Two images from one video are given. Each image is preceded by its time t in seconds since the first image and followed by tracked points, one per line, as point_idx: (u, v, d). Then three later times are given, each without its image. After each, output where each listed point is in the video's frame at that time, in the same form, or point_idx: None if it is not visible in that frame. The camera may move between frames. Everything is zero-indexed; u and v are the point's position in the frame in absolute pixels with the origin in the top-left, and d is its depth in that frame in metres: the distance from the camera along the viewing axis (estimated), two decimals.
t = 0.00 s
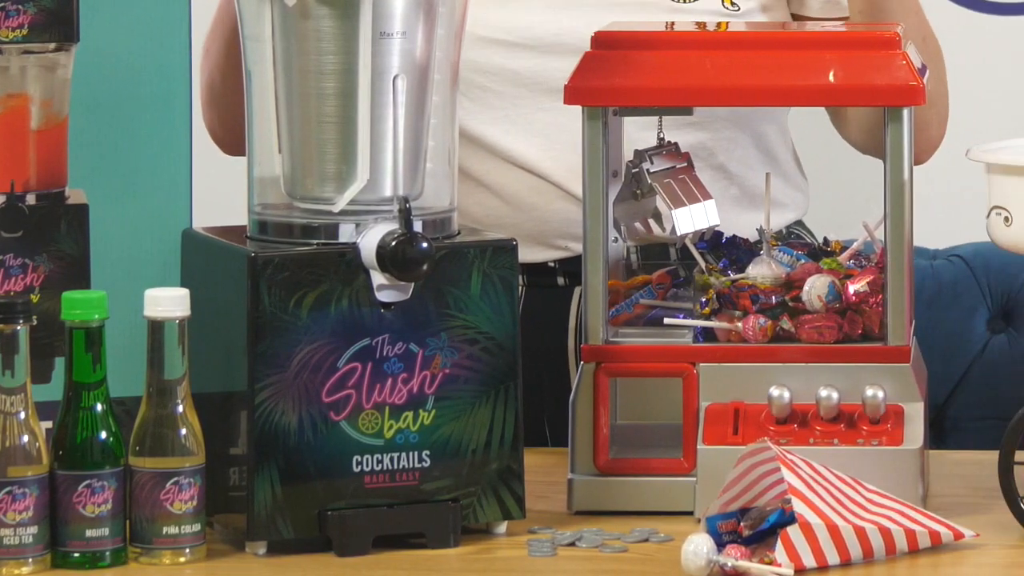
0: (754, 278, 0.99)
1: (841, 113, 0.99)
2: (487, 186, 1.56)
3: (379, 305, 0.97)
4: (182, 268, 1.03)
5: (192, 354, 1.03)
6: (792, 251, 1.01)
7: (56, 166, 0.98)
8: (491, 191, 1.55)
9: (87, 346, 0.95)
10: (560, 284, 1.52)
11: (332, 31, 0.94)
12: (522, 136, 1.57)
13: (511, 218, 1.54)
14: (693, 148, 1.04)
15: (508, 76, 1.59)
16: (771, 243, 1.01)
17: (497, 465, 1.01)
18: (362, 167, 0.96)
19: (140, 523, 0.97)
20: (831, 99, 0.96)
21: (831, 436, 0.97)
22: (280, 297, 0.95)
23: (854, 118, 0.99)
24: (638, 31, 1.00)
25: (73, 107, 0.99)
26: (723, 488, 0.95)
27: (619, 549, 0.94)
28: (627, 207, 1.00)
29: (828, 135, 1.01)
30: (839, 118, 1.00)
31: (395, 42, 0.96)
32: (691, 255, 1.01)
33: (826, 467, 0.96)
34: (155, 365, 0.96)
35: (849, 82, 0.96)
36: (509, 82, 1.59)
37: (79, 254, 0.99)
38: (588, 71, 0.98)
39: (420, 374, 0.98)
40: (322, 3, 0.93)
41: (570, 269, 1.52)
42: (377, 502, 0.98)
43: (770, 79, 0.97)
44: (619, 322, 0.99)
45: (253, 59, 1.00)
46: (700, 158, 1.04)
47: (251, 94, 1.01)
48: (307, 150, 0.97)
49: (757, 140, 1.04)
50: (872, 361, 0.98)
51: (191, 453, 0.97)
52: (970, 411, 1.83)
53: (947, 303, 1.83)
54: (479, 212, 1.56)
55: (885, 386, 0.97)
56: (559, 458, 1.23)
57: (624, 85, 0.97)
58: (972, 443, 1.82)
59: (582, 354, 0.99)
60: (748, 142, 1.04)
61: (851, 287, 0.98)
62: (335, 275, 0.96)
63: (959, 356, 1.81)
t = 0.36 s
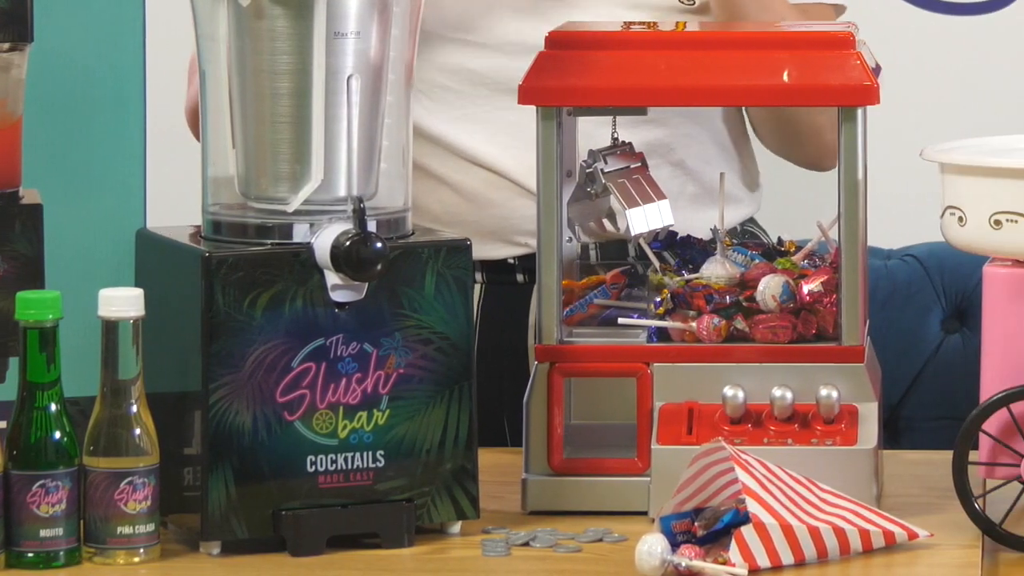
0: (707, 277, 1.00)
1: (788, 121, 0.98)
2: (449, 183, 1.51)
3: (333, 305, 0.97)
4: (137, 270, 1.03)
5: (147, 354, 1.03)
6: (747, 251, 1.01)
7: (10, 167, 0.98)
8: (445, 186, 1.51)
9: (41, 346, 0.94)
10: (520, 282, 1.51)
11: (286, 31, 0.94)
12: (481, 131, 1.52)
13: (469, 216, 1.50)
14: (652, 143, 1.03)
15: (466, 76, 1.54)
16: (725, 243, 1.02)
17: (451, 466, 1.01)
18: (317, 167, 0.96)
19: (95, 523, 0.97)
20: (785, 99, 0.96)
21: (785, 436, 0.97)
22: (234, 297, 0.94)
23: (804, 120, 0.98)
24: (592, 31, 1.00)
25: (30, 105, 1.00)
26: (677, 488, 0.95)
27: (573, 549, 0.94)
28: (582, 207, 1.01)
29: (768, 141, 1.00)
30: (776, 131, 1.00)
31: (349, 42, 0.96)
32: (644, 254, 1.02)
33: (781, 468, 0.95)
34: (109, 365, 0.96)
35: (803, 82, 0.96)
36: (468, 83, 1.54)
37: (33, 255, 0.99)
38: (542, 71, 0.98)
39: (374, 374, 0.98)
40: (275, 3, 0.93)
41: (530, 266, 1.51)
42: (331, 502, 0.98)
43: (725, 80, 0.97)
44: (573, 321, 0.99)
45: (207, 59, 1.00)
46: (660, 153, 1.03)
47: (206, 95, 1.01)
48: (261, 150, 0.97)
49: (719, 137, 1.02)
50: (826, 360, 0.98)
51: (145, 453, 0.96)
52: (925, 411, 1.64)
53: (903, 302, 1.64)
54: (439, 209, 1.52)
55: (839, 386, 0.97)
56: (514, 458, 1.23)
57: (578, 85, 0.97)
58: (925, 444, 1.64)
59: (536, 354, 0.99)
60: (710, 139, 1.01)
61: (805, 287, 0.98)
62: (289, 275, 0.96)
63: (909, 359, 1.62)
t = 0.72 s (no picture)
0: (659, 278, 1.00)
1: (753, 116, 0.99)
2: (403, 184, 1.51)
3: (284, 305, 0.96)
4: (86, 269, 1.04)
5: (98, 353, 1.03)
6: (698, 251, 1.02)
7: None
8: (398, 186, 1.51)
9: None
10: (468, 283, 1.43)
11: (237, 32, 0.94)
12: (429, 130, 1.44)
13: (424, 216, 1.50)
14: (602, 147, 1.03)
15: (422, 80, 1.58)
16: (676, 244, 1.02)
17: (402, 465, 1.01)
18: (267, 167, 0.96)
19: (45, 523, 0.97)
20: (735, 99, 0.96)
21: (736, 435, 0.97)
22: (185, 297, 0.94)
23: (764, 116, 0.98)
24: (543, 31, 0.99)
25: None
26: (628, 488, 0.95)
27: (524, 549, 0.94)
28: (533, 207, 1.01)
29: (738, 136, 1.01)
30: (748, 129, 1.01)
31: (300, 42, 0.96)
32: (595, 254, 1.03)
33: (732, 468, 0.95)
34: (59, 365, 0.96)
35: (754, 82, 0.96)
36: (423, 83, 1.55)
37: None
38: (494, 70, 0.98)
39: (325, 374, 0.98)
40: (226, 3, 0.93)
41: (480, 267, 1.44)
42: (281, 502, 0.97)
43: (676, 79, 0.97)
44: (524, 321, 0.99)
45: (158, 59, 1.00)
46: (609, 157, 1.03)
47: (156, 94, 1.01)
48: (212, 150, 0.96)
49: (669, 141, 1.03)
50: (777, 361, 0.97)
51: (96, 453, 0.96)
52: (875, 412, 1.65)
53: (854, 299, 1.67)
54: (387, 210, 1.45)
55: (790, 386, 0.97)
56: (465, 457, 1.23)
57: (528, 85, 0.97)
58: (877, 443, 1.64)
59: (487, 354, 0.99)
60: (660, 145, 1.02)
61: (756, 287, 0.98)
62: (240, 275, 0.95)
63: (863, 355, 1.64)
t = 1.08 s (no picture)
0: (607, 278, 1.00)
1: (692, 118, 1.00)
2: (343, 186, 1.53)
3: (233, 305, 0.96)
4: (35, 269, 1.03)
5: (46, 353, 1.02)
6: (646, 251, 1.03)
7: None
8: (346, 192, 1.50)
9: None
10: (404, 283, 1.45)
11: (186, 31, 0.93)
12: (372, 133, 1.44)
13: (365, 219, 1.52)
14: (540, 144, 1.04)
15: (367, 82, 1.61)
16: (624, 244, 1.03)
17: (350, 465, 1.01)
18: (215, 167, 0.96)
19: None
20: (684, 99, 0.96)
21: (685, 436, 0.97)
22: (134, 297, 0.93)
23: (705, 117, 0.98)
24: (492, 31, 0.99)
25: None
26: (576, 488, 0.95)
27: (473, 549, 0.94)
28: (481, 207, 1.01)
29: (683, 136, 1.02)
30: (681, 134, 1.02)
31: (248, 42, 0.96)
32: (544, 254, 1.04)
33: (680, 467, 0.95)
34: (7, 364, 0.95)
35: (702, 82, 0.96)
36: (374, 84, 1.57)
37: None
38: (443, 70, 0.98)
39: (273, 374, 0.97)
40: (174, 3, 0.93)
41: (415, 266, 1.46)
42: (230, 502, 0.97)
43: (625, 79, 0.97)
44: (472, 321, 0.99)
45: (106, 59, 1.00)
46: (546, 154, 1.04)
47: (106, 95, 1.01)
48: (161, 150, 0.96)
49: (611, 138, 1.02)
50: (725, 361, 0.98)
51: (45, 453, 0.96)
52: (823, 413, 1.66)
53: (803, 299, 1.69)
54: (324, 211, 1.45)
55: (738, 386, 0.97)
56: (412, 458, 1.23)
57: (477, 85, 0.97)
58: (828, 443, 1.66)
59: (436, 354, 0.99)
60: (590, 137, 1.01)
61: (704, 287, 0.98)
62: (189, 275, 0.95)
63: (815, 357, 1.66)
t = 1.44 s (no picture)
0: (554, 278, 1.00)
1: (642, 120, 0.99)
2: (282, 179, 1.52)
3: (179, 305, 0.96)
4: None
5: None
6: (593, 251, 1.02)
7: None
8: (287, 186, 1.51)
9: None
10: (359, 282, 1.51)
11: (132, 31, 0.93)
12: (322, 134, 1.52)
13: (307, 213, 1.51)
14: (495, 147, 1.05)
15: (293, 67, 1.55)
16: (570, 243, 1.02)
17: (297, 466, 1.00)
18: (162, 167, 0.96)
19: None
20: (630, 98, 0.96)
21: (632, 436, 0.97)
22: (80, 296, 0.93)
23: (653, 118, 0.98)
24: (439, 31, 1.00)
25: None
26: (522, 489, 0.95)
27: (419, 549, 0.94)
28: (428, 207, 1.01)
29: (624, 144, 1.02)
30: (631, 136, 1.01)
31: (195, 42, 0.96)
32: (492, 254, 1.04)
33: (627, 467, 0.95)
34: None
35: (649, 82, 0.96)
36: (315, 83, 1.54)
37: None
38: (390, 70, 0.98)
39: (220, 374, 0.97)
40: (121, 3, 0.93)
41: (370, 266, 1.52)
42: (176, 502, 0.97)
43: (572, 79, 0.97)
44: (419, 321, 0.99)
45: (54, 59, 1.00)
46: (500, 156, 1.05)
47: (54, 94, 1.01)
48: (108, 149, 0.96)
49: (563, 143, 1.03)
50: (671, 361, 0.98)
51: None
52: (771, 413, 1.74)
53: (750, 300, 1.77)
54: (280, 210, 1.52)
55: (686, 386, 0.97)
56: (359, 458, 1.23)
57: (423, 85, 0.97)
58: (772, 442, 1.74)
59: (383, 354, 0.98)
60: (551, 144, 1.02)
61: (651, 287, 0.98)
62: (135, 276, 0.94)
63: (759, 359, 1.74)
